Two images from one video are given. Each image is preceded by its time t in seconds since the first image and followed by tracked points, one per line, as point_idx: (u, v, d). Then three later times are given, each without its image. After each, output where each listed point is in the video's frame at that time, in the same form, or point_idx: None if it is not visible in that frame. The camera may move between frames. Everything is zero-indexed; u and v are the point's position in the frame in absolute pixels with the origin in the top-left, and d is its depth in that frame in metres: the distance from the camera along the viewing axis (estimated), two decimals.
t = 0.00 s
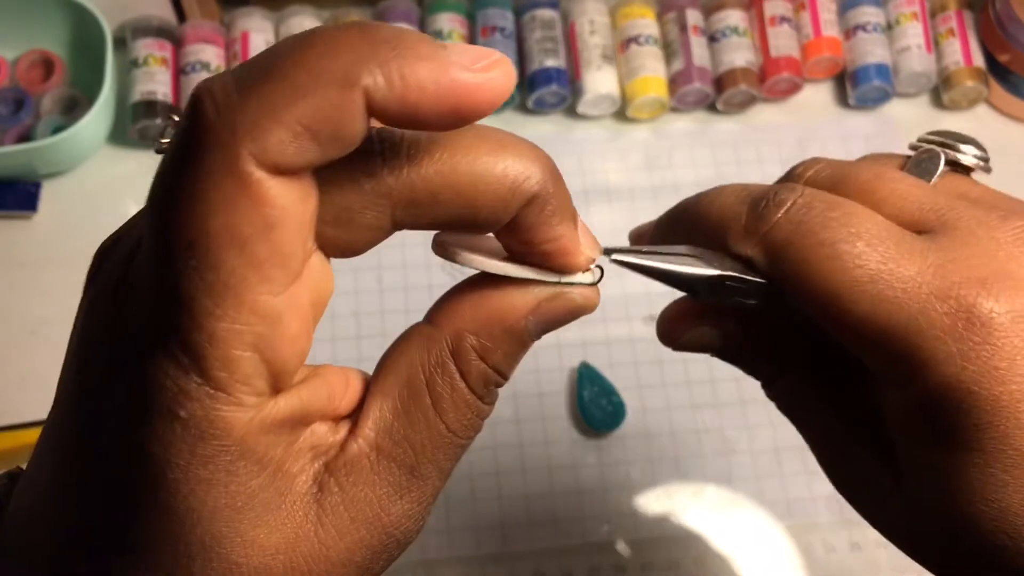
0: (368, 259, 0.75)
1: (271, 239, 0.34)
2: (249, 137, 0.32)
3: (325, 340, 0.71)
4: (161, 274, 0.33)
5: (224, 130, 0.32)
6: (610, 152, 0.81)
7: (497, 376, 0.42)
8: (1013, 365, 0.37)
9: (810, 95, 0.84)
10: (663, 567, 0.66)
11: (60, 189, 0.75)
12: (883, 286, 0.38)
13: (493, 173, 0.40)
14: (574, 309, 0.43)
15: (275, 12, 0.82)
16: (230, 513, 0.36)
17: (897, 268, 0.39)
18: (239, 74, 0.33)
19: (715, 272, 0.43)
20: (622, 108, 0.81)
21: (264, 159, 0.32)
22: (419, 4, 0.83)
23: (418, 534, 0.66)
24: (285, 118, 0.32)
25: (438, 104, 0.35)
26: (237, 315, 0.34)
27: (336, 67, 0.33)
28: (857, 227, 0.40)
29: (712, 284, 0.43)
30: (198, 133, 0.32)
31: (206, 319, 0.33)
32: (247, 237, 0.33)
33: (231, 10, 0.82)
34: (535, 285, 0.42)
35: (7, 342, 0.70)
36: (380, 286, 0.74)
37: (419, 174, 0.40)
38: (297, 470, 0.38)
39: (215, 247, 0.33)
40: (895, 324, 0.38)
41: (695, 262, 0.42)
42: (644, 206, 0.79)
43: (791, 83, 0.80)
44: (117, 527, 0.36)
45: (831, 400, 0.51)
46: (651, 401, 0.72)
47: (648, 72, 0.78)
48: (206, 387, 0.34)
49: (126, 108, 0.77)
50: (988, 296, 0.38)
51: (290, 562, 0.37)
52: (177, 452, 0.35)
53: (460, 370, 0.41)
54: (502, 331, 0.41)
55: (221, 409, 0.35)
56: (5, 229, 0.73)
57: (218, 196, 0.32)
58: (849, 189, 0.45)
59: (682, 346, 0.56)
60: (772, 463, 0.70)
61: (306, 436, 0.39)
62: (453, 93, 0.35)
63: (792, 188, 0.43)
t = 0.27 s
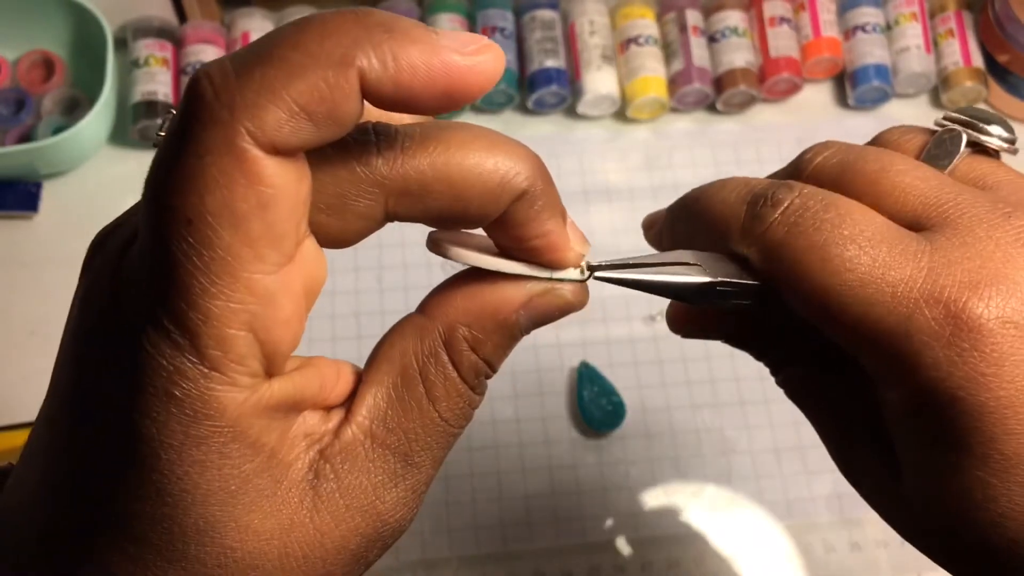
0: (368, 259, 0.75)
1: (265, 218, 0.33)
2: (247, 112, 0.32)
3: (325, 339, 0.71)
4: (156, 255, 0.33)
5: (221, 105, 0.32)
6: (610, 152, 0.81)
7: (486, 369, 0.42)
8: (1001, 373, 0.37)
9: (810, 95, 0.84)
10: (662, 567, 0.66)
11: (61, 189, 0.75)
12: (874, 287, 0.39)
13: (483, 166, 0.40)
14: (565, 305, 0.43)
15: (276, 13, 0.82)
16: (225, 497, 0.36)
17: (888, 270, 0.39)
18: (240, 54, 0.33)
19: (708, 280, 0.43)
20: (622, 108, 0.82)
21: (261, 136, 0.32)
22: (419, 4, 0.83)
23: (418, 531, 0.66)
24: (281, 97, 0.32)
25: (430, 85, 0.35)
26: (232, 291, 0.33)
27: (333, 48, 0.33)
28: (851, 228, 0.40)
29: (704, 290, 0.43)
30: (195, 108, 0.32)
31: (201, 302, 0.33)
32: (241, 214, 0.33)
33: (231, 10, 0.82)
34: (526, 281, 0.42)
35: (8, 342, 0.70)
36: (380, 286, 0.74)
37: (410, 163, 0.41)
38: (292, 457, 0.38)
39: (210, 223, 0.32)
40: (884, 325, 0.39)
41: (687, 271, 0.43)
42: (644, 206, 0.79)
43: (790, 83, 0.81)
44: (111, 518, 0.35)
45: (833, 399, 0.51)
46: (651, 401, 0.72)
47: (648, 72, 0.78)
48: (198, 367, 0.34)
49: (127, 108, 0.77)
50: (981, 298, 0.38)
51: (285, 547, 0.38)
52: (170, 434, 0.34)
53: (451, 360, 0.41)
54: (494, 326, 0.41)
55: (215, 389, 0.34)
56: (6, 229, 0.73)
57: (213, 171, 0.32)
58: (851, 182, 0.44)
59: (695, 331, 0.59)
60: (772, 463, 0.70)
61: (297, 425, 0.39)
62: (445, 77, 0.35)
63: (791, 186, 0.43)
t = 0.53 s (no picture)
0: (368, 259, 0.75)
1: (270, 226, 0.33)
2: (251, 120, 0.32)
3: (325, 340, 0.71)
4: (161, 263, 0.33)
5: (227, 113, 0.32)
6: (609, 151, 0.81)
7: (492, 376, 0.42)
8: (1009, 375, 0.38)
9: (810, 95, 0.84)
10: (662, 567, 0.66)
11: (61, 189, 0.75)
12: (885, 285, 0.39)
13: (489, 176, 0.40)
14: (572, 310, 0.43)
15: (276, 13, 0.82)
16: (228, 506, 0.36)
17: (899, 268, 0.39)
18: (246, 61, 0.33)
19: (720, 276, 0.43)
20: (622, 108, 0.82)
21: (266, 145, 0.32)
22: (419, 4, 0.83)
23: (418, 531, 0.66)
24: (286, 105, 0.32)
25: (435, 92, 0.35)
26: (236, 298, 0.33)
27: (339, 55, 0.33)
28: (864, 224, 0.39)
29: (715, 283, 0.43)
30: (201, 115, 0.32)
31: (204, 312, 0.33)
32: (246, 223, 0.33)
33: (231, 11, 0.82)
34: (534, 288, 0.42)
35: (8, 342, 0.70)
36: (380, 286, 0.74)
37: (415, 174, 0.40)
38: (297, 465, 0.38)
39: (213, 232, 0.32)
40: (893, 324, 0.39)
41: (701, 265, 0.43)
42: (644, 206, 0.79)
43: (790, 83, 0.81)
44: (112, 528, 0.35)
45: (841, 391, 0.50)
46: (651, 401, 0.72)
47: (648, 72, 0.78)
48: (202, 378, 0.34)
49: (127, 108, 0.77)
50: (992, 299, 0.38)
51: (288, 556, 0.38)
52: (172, 442, 0.34)
53: (458, 371, 0.41)
54: (501, 333, 0.41)
55: (218, 398, 0.34)
56: (6, 229, 0.73)
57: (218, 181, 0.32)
58: (870, 176, 0.44)
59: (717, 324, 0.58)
60: (772, 463, 0.70)
61: (301, 434, 0.39)
62: (450, 84, 0.36)
63: (806, 180, 0.43)
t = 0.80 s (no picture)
0: (368, 260, 0.75)
1: (275, 228, 0.33)
2: (259, 124, 0.32)
3: (325, 341, 0.71)
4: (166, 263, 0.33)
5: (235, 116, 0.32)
6: (609, 152, 0.81)
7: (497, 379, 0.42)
8: (999, 391, 0.38)
9: (810, 95, 0.84)
10: (662, 567, 0.66)
11: (61, 189, 0.75)
12: (876, 301, 0.39)
13: (492, 184, 0.41)
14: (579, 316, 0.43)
15: (276, 13, 0.82)
16: (232, 507, 0.36)
17: (890, 284, 0.39)
18: (252, 64, 0.33)
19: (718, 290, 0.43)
20: (622, 108, 0.82)
21: (273, 148, 0.32)
22: (419, 4, 0.83)
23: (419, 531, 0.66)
24: (293, 107, 0.32)
25: (444, 96, 0.35)
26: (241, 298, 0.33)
27: (347, 61, 0.33)
28: (855, 240, 0.40)
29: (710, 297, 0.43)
30: (207, 118, 0.32)
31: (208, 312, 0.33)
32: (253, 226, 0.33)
33: (231, 11, 0.82)
34: (536, 295, 0.42)
35: (8, 342, 0.70)
36: (380, 287, 0.74)
37: (421, 180, 0.41)
38: (301, 467, 0.38)
39: (219, 233, 0.32)
40: (884, 340, 0.39)
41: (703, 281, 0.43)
42: (644, 206, 0.79)
43: (790, 83, 0.81)
44: (112, 528, 0.35)
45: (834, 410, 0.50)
46: (651, 401, 0.72)
47: (648, 72, 0.78)
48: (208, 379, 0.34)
49: (127, 108, 0.77)
50: (980, 315, 0.38)
51: (291, 558, 0.38)
52: (177, 443, 0.34)
53: (465, 377, 0.41)
54: (504, 338, 0.41)
55: (223, 398, 0.34)
56: (6, 229, 0.73)
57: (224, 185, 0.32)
58: (857, 192, 0.44)
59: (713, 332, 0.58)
60: (772, 463, 0.70)
61: (305, 436, 0.38)
62: (457, 87, 0.35)
63: (797, 196, 0.43)
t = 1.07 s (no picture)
0: (369, 260, 0.75)
1: (198, 268, 0.34)
2: (163, 163, 0.32)
3: (326, 341, 0.72)
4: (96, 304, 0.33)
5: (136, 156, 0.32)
6: (610, 152, 0.81)
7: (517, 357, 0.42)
8: (961, 430, 0.38)
9: (811, 95, 0.84)
10: (662, 566, 0.66)
11: (61, 189, 0.75)
12: (861, 321, 0.38)
13: (421, 173, 0.42)
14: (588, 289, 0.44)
15: (276, 12, 0.82)
16: (235, 518, 0.35)
17: (874, 308, 0.39)
18: (148, 97, 0.33)
19: (717, 279, 0.42)
20: (622, 108, 0.82)
21: (180, 185, 0.32)
22: (419, 5, 0.83)
23: (420, 531, 0.66)
24: (196, 141, 0.32)
25: (359, 103, 0.34)
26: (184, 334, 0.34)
27: (247, 86, 0.33)
28: (844, 258, 0.39)
29: (709, 288, 0.42)
30: (111, 157, 0.32)
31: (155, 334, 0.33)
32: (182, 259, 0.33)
33: (231, 10, 0.82)
34: (556, 268, 0.43)
35: (7, 342, 0.70)
36: (380, 286, 0.74)
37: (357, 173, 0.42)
38: (310, 464, 0.37)
39: (143, 279, 0.32)
40: (860, 363, 0.38)
41: (691, 261, 0.42)
42: (644, 207, 0.79)
43: (790, 83, 0.81)
44: (122, 557, 0.36)
45: (792, 425, 0.52)
46: (651, 401, 0.72)
47: (648, 72, 0.78)
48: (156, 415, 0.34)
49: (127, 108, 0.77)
50: (953, 354, 0.38)
51: (309, 553, 0.37)
52: (147, 489, 0.35)
53: (487, 361, 0.41)
54: (529, 318, 0.42)
55: (179, 437, 0.35)
56: (6, 229, 0.73)
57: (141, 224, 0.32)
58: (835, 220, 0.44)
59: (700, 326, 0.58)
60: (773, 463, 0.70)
61: (306, 433, 0.38)
62: (372, 91, 0.34)
63: (790, 203, 0.42)
